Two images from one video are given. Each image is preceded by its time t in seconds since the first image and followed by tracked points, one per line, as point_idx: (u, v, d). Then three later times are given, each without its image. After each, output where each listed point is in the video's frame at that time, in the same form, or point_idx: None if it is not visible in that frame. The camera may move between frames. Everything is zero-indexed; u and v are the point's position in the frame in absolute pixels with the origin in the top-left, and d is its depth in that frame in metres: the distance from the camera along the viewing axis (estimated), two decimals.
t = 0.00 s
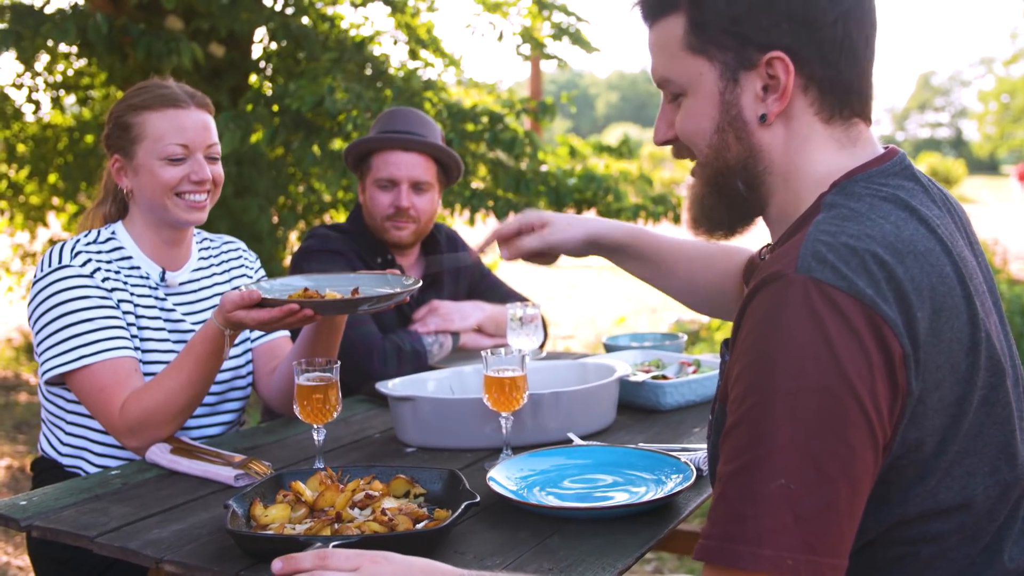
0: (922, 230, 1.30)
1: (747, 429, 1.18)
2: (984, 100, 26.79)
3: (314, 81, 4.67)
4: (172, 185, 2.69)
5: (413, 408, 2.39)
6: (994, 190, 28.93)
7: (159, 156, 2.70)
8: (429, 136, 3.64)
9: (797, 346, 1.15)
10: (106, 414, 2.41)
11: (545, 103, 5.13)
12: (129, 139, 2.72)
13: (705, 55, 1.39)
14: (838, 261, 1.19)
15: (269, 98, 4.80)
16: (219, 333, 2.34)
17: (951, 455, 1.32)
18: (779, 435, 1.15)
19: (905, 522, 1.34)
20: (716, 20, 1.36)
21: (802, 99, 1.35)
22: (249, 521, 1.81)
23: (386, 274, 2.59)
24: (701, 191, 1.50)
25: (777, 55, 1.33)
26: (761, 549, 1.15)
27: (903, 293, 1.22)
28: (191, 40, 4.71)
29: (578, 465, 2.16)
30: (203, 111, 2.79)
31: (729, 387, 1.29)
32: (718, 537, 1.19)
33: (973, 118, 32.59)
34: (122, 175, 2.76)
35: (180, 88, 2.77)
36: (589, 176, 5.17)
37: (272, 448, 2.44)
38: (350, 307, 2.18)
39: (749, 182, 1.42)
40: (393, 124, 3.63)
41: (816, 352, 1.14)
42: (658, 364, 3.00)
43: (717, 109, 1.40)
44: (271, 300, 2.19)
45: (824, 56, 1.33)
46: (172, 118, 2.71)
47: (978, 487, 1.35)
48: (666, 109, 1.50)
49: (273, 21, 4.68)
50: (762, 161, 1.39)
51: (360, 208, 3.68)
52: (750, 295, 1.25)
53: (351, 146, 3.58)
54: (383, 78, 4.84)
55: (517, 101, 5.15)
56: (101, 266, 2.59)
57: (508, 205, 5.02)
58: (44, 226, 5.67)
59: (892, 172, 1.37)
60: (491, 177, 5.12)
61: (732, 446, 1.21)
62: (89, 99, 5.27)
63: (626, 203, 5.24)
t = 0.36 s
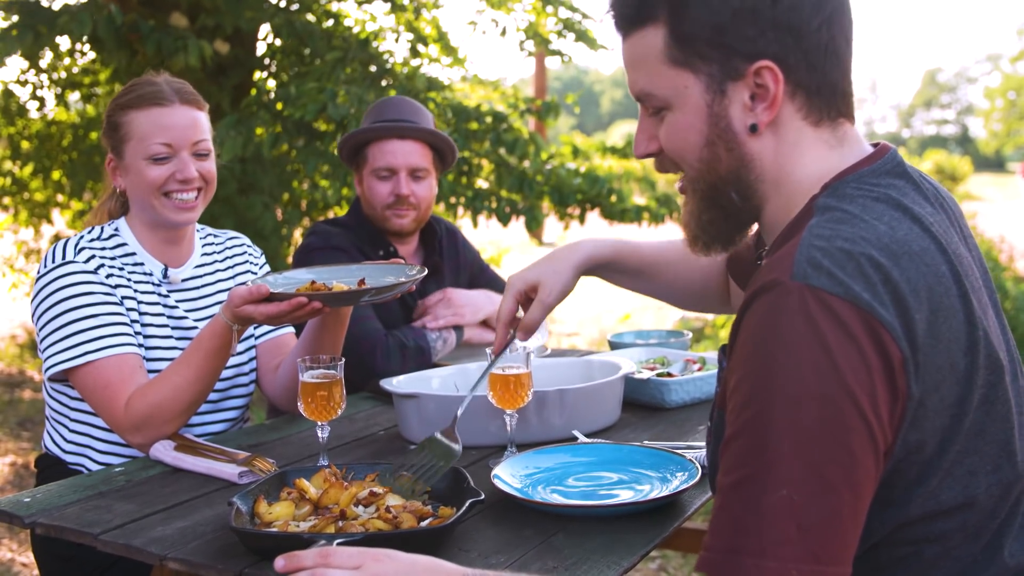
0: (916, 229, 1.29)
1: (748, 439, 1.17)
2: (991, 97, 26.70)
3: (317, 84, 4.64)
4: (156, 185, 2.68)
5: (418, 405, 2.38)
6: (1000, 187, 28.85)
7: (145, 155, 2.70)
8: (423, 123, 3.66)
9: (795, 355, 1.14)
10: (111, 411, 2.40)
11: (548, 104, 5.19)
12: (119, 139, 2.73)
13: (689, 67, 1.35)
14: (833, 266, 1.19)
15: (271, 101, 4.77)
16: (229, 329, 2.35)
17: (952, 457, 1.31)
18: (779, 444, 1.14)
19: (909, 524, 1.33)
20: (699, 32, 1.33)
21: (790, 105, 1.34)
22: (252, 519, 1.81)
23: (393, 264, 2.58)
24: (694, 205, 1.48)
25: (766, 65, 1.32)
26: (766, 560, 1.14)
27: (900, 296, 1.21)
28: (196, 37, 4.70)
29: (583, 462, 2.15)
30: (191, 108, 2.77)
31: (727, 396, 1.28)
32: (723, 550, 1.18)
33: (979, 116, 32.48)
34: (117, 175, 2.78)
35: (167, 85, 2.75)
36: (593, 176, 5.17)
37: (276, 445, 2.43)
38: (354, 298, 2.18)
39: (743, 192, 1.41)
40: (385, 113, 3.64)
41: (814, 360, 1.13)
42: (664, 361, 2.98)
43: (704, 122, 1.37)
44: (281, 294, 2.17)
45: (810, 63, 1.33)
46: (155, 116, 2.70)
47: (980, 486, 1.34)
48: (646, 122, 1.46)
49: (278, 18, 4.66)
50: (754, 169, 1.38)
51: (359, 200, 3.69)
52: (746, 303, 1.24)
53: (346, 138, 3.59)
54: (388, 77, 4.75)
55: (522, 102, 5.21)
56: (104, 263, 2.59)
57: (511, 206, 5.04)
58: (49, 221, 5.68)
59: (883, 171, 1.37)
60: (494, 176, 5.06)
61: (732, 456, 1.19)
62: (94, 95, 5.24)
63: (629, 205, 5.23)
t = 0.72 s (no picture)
0: (912, 228, 1.29)
1: (745, 443, 1.16)
2: (994, 96, 26.62)
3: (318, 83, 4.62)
4: (138, 198, 2.65)
5: (420, 404, 2.38)
6: (1004, 185, 28.75)
7: (126, 166, 2.67)
8: (398, 107, 3.66)
9: (791, 357, 1.14)
10: (112, 411, 2.40)
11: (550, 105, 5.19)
12: (103, 146, 2.70)
13: (681, 69, 1.36)
14: (828, 267, 1.18)
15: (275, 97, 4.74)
16: (230, 327, 2.34)
17: (949, 456, 1.31)
18: (777, 447, 1.13)
19: (906, 524, 1.33)
20: (689, 33, 1.34)
21: (785, 102, 1.33)
22: (253, 518, 1.80)
23: (394, 262, 2.58)
24: (689, 208, 1.46)
25: (759, 61, 1.32)
26: (765, 564, 1.14)
27: (896, 296, 1.20)
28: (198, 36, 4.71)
29: (585, 461, 2.15)
30: (173, 116, 2.70)
31: (723, 399, 1.27)
32: (722, 554, 1.18)
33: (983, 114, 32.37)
34: (105, 180, 2.77)
35: (149, 92, 2.68)
36: (594, 177, 5.13)
37: (278, 443, 2.44)
38: (357, 295, 2.18)
39: (741, 193, 1.39)
40: (356, 104, 3.63)
41: (811, 362, 1.13)
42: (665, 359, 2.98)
43: (700, 122, 1.36)
44: (282, 291, 2.17)
45: (803, 59, 1.32)
46: (134, 128, 2.64)
47: (977, 485, 1.34)
48: (641, 128, 1.45)
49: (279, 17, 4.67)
50: (751, 169, 1.36)
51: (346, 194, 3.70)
52: (741, 305, 1.23)
53: (324, 133, 3.61)
54: (390, 76, 4.77)
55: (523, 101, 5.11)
56: (101, 263, 2.59)
57: (511, 207, 5.03)
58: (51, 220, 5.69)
59: (877, 170, 1.36)
60: (496, 176, 5.05)
61: (730, 460, 1.19)
62: (95, 94, 5.17)
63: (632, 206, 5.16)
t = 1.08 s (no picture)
0: (914, 229, 1.29)
1: (748, 444, 1.16)
2: (995, 97, 26.62)
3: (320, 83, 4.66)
4: (144, 193, 2.65)
5: (421, 405, 2.38)
6: (1005, 186, 28.73)
7: (131, 162, 2.67)
8: (384, 103, 3.68)
9: (794, 358, 1.14)
10: (113, 412, 2.40)
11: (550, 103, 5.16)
12: (107, 143, 2.70)
13: (685, 69, 1.35)
14: (831, 268, 1.18)
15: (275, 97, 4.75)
16: (232, 329, 2.35)
17: (950, 456, 1.31)
18: (780, 449, 1.13)
19: (907, 524, 1.33)
20: (692, 33, 1.34)
21: (788, 102, 1.33)
22: (253, 518, 1.81)
23: (394, 265, 2.58)
24: (692, 207, 1.46)
25: (762, 61, 1.32)
26: (768, 564, 1.14)
27: (899, 297, 1.21)
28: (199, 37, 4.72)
29: (585, 462, 2.15)
30: (177, 110, 2.71)
31: (725, 399, 1.27)
32: (725, 555, 1.18)
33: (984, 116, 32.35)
34: (109, 178, 2.76)
35: (152, 88, 2.69)
36: (595, 176, 5.13)
37: (279, 444, 2.44)
38: (357, 298, 2.18)
39: (743, 192, 1.39)
40: (342, 103, 3.66)
41: (814, 363, 1.13)
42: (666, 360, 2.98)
43: (704, 121, 1.36)
44: (282, 293, 2.17)
45: (806, 59, 1.32)
46: (139, 123, 2.65)
47: (977, 486, 1.34)
48: (646, 128, 1.45)
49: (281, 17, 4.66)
50: (754, 168, 1.36)
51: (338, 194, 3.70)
52: (744, 306, 1.23)
53: (312, 134, 3.62)
54: (391, 77, 4.77)
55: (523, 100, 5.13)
56: (102, 263, 2.60)
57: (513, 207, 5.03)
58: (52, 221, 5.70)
59: (879, 172, 1.36)
60: (497, 177, 5.07)
61: (733, 461, 1.19)
62: (97, 95, 5.21)
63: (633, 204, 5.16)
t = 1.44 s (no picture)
0: (925, 230, 1.29)
1: (757, 440, 1.17)
2: (994, 100, 26.66)
3: (320, 84, 4.65)
4: (161, 190, 2.67)
5: (421, 407, 2.38)
6: (1005, 189, 28.73)
7: (148, 160, 2.68)
8: (361, 105, 3.68)
9: (805, 356, 1.14)
10: (115, 413, 2.40)
11: (551, 104, 5.16)
12: (120, 142, 2.70)
13: (698, 65, 1.36)
14: (842, 267, 1.18)
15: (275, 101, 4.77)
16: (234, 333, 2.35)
17: (958, 458, 1.31)
18: (788, 446, 1.14)
19: (912, 525, 1.33)
20: (706, 29, 1.34)
21: (800, 101, 1.34)
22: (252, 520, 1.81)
23: (396, 268, 2.58)
24: (701, 203, 1.46)
25: (775, 59, 1.32)
26: (774, 560, 1.15)
27: (910, 297, 1.21)
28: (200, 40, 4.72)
29: (586, 464, 2.15)
30: (192, 111, 2.74)
31: (735, 396, 1.27)
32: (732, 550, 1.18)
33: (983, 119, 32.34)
34: (118, 177, 2.77)
35: (168, 88, 2.72)
36: (596, 176, 5.13)
37: (281, 446, 2.44)
38: (359, 303, 2.18)
39: (752, 189, 1.39)
40: (319, 107, 3.66)
41: (824, 362, 1.13)
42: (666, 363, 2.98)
43: (715, 118, 1.37)
44: (285, 297, 2.17)
45: (819, 58, 1.33)
46: (158, 121, 2.67)
47: (983, 487, 1.34)
48: (658, 124, 1.46)
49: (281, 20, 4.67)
50: (764, 166, 1.37)
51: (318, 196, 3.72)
52: (754, 304, 1.24)
53: (290, 138, 3.62)
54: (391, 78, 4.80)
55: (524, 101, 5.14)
56: (104, 265, 2.60)
57: (514, 206, 5.03)
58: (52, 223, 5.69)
59: (890, 173, 1.36)
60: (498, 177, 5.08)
61: (741, 457, 1.19)
62: (97, 97, 5.22)
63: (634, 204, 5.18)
